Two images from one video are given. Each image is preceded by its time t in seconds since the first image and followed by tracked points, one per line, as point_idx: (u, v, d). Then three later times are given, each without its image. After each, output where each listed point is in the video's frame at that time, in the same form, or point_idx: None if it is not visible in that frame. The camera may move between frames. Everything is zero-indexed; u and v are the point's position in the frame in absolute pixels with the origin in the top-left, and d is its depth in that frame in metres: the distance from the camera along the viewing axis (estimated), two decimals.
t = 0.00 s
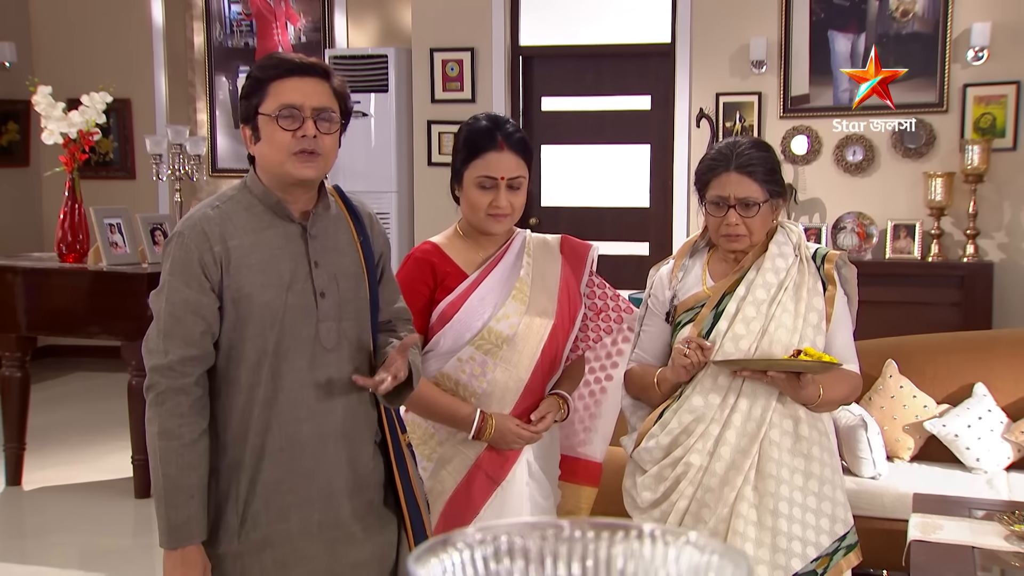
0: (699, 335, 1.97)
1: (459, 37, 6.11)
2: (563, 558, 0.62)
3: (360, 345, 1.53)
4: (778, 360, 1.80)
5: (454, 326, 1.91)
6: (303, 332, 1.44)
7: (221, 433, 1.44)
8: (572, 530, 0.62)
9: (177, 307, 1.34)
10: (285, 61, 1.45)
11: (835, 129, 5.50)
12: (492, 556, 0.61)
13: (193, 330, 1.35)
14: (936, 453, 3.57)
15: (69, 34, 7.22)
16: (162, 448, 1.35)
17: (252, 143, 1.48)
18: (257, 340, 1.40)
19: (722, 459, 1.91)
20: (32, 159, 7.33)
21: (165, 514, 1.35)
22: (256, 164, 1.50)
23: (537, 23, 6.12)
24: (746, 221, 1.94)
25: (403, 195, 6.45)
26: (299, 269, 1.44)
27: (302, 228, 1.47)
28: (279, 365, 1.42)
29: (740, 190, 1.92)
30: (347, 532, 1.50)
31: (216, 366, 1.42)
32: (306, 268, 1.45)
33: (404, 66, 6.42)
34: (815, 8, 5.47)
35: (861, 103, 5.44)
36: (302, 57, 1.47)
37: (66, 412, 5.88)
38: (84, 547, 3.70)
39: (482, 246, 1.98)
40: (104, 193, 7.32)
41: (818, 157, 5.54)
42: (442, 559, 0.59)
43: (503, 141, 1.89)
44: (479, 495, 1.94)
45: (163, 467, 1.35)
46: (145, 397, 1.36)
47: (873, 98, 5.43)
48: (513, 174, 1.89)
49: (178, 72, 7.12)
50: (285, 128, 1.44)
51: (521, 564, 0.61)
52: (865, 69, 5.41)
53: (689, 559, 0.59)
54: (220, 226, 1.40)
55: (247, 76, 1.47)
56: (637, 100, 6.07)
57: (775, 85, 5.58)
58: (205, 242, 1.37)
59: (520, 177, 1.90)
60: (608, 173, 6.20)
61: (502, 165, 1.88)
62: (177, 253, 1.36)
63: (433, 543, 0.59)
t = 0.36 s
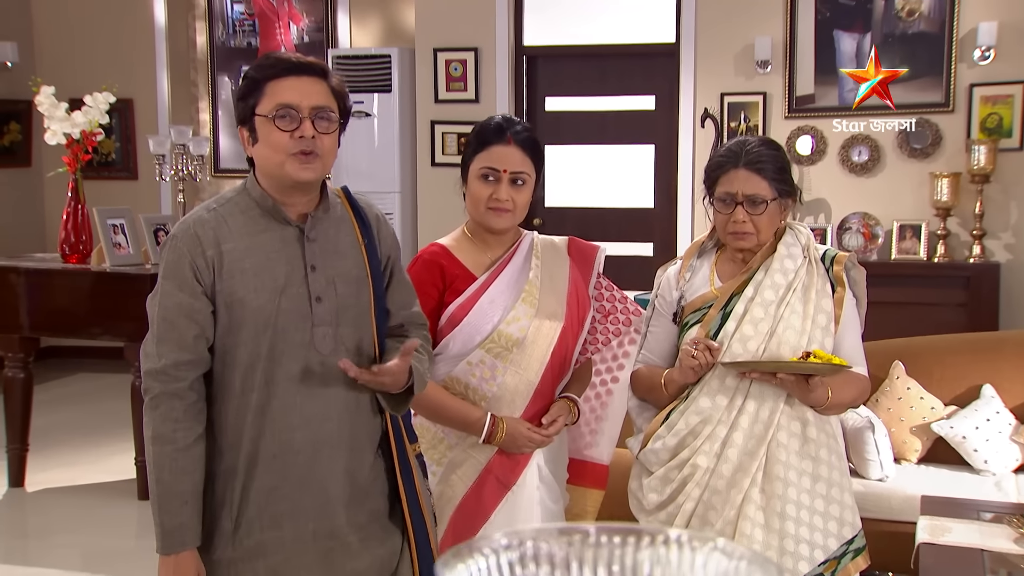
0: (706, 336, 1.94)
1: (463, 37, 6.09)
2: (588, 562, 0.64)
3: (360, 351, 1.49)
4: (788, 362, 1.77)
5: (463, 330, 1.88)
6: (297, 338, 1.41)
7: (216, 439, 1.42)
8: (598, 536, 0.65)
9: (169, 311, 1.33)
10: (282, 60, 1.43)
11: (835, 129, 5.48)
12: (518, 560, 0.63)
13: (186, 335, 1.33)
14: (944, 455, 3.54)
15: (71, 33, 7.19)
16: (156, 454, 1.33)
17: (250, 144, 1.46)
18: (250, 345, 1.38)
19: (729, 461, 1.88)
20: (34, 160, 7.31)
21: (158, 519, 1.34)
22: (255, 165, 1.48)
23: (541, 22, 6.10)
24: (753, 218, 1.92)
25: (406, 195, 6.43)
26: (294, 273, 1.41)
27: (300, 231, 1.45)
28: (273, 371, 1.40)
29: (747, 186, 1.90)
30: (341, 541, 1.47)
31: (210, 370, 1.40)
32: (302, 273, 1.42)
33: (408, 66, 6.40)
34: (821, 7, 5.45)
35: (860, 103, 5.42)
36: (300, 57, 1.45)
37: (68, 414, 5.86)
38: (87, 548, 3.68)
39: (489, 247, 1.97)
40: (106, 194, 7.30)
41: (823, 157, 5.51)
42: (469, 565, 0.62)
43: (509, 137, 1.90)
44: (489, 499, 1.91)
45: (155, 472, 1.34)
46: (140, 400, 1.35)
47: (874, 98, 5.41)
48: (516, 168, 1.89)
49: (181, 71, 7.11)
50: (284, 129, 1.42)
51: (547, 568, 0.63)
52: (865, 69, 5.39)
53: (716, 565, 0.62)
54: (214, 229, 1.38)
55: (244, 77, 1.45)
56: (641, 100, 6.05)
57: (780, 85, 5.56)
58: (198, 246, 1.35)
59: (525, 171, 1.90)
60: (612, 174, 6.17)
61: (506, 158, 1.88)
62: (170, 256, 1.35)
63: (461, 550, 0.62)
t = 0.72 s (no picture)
0: (709, 335, 1.92)
1: (463, 36, 6.08)
2: (615, 570, 0.64)
3: (366, 361, 1.44)
4: (791, 366, 1.76)
5: (472, 333, 1.87)
6: (300, 345, 1.38)
7: (221, 444, 1.41)
8: (624, 544, 0.65)
9: (174, 314, 1.33)
10: (292, 61, 1.41)
11: (836, 129, 5.47)
12: (544, 569, 0.64)
13: (189, 337, 1.33)
14: (948, 455, 3.53)
15: (69, 33, 7.17)
16: (158, 455, 1.33)
17: (261, 146, 1.45)
18: (253, 352, 1.36)
19: (730, 462, 1.87)
20: (33, 160, 7.28)
21: (160, 520, 1.34)
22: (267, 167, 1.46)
23: (542, 22, 6.09)
24: (750, 204, 1.91)
25: (406, 195, 6.41)
26: (300, 279, 1.39)
27: (310, 237, 1.42)
28: (274, 377, 1.38)
29: (748, 171, 1.91)
30: (338, 555, 1.42)
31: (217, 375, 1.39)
32: (308, 279, 1.40)
33: (408, 65, 6.39)
34: (822, 6, 5.43)
35: (860, 104, 5.40)
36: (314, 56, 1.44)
37: (67, 414, 5.85)
38: (87, 550, 3.67)
39: (499, 249, 1.96)
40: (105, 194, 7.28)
41: (825, 157, 5.50)
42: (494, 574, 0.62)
43: (516, 134, 1.89)
44: (499, 504, 1.90)
45: (157, 474, 1.34)
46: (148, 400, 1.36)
47: (874, 98, 5.39)
48: (524, 164, 1.87)
49: (180, 71, 7.09)
50: (292, 130, 1.40)
51: None
52: (865, 69, 5.38)
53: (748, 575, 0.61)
54: (222, 232, 1.37)
55: (257, 77, 1.44)
56: (641, 99, 6.03)
57: (781, 85, 5.54)
58: (204, 249, 1.35)
59: (533, 168, 1.89)
60: (612, 173, 6.16)
61: (513, 154, 1.88)
62: (177, 258, 1.35)
63: (488, 561, 0.63)
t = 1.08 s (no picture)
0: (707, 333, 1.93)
1: (460, 35, 6.08)
2: None
3: (383, 370, 1.42)
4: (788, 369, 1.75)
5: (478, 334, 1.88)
6: (315, 348, 1.37)
7: (233, 445, 1.41)
8: (644, 558, 0.86)
9: (191, 309, 1.34)
10: (322, 62, 1.40)
11: (835, 130, 5.48)
12: None
13: (206, 334, 1.35)
14: (945, 455, 3.54)
15: (64, 31, 7.15)
16: (170, 453, 1.34)
17: (290, 149, 1.44)
18: (267, 354, 1.36)
19: (727, 460, 1.87)
20: (27, 159, 7.26)
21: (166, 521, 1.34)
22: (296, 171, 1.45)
23: (538, 21, 6.08)
24: (750, 204, 1.91)
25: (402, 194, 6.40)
26: (318, 283, 1.38)
27: (332, 240, 1.41)
28: (287, 380, 1.37)
29: (751, 171, 1.91)
30: (340, 567, 1.40)
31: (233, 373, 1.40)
32: (327, 283, 1.38)
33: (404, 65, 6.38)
34: (818, 6, 5.43)
35: (860, 104, 5.40)
36: (342, 57, 1.42)
37: (63, 414, 5.83)
38: (83, 551, 3.66)
39: (503, 249, 1.96)
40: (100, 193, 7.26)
41: (821, 156, 5.51)
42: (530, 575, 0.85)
43: (521, 134, 1.89)
44: (503, 506, 1.89)
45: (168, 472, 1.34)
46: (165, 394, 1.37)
47: (873, 99, 5.39)
48: (529, 164, 1.87)
49: (175, 69, 7.07)
50: (322, 134, 1.39)
51: None
52: (864, 69, 5.37)
53: None
54: (244, 230, 1.38)
55: (285, 79, 1.42)
56: (638, 99, 6.04)
57: (777, 84, 5.55)
58: (225, 246, 1.36)
59: (538, 168, 1.88)
60: (609, 173, 6.16)
61: (518, 154, 1.87)
62: (199, 254, 1.37)
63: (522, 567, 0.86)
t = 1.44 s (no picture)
0: (709, 336, 1.93)
1: (458, 34, 6.07)
2: None
3: (404, 372, 1.40)
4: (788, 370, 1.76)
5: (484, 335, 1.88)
6: (334, 348, 1.36)
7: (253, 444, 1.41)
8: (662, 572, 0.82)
9: (213, 304, 1.35)
10: (349, 58, 1.38)
11: (835, 130, 5.48)
12: None
13: (226, 330, 1.35)
14: (944, 455, 3.55)
15: (62, 29, 7.14)
16: (189, 451, 1.35)
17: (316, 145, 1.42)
18: (287, 352, 1.36)
19: (727, 464, 1.87)
20: (26, 157, 7.25)
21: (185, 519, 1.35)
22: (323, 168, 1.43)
23: (537, 19, 6.08)
24: (754, 205, 1.91)
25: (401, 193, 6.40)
26: (339, 282, 1.36)
27: (356, 238, 1.40)
28: (305, 379, 1.36)
29: (757, 172, 1.91)
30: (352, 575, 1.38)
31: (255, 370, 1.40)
32: (348, 281, 1.37)
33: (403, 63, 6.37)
34: (817, 4, 5.43)
35: (859, 104, 5.40)
36: (370, 52, 1.40)
37: (62, 413, 5.83)
38: (82, 550, 3.66)
39: (506, 250, 1.96)
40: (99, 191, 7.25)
41: (820, 155, 5.51)
42: None
43: (525, 134, 1.89)
44: (507, 507, 1.89)
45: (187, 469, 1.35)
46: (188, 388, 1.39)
47: (873, 99, 5.39)
48: (533, 164, 1.87)
49: (173, 68, 7.06)
50: (348, 133, 1.37)
51: None
52: (864, 69, 5.37)
53: None
54: (268, 226, 1.37)
55: (312, 76, 1.41)
56: (637, 97, 6.04)
57: (776, 83, 5.55)
58: (248, 241, 1.36)
59: (542, 167, 1.88)
60: (607, 171, 6.16)
61: (522, 154, 1.87)
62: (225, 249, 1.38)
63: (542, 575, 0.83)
